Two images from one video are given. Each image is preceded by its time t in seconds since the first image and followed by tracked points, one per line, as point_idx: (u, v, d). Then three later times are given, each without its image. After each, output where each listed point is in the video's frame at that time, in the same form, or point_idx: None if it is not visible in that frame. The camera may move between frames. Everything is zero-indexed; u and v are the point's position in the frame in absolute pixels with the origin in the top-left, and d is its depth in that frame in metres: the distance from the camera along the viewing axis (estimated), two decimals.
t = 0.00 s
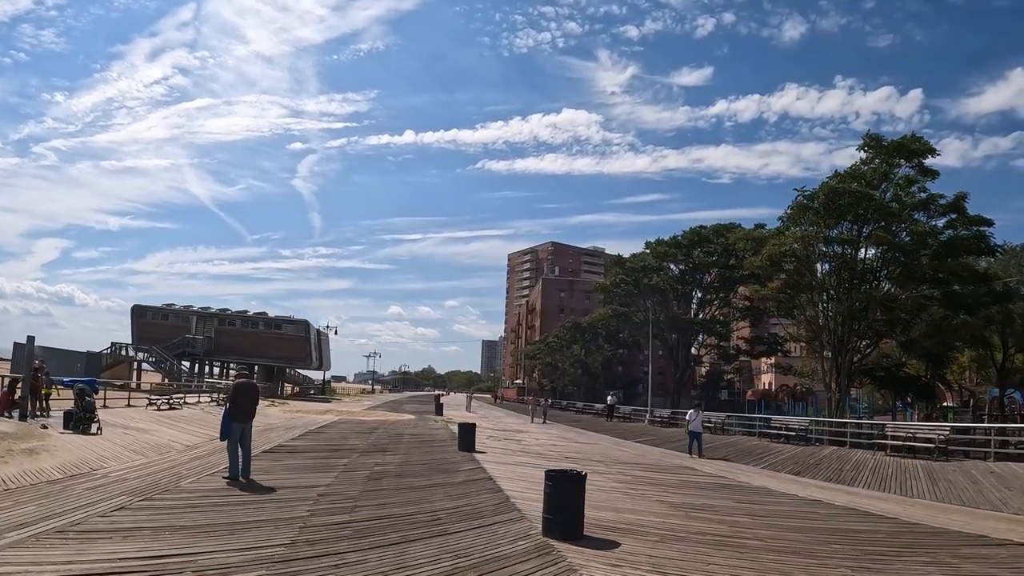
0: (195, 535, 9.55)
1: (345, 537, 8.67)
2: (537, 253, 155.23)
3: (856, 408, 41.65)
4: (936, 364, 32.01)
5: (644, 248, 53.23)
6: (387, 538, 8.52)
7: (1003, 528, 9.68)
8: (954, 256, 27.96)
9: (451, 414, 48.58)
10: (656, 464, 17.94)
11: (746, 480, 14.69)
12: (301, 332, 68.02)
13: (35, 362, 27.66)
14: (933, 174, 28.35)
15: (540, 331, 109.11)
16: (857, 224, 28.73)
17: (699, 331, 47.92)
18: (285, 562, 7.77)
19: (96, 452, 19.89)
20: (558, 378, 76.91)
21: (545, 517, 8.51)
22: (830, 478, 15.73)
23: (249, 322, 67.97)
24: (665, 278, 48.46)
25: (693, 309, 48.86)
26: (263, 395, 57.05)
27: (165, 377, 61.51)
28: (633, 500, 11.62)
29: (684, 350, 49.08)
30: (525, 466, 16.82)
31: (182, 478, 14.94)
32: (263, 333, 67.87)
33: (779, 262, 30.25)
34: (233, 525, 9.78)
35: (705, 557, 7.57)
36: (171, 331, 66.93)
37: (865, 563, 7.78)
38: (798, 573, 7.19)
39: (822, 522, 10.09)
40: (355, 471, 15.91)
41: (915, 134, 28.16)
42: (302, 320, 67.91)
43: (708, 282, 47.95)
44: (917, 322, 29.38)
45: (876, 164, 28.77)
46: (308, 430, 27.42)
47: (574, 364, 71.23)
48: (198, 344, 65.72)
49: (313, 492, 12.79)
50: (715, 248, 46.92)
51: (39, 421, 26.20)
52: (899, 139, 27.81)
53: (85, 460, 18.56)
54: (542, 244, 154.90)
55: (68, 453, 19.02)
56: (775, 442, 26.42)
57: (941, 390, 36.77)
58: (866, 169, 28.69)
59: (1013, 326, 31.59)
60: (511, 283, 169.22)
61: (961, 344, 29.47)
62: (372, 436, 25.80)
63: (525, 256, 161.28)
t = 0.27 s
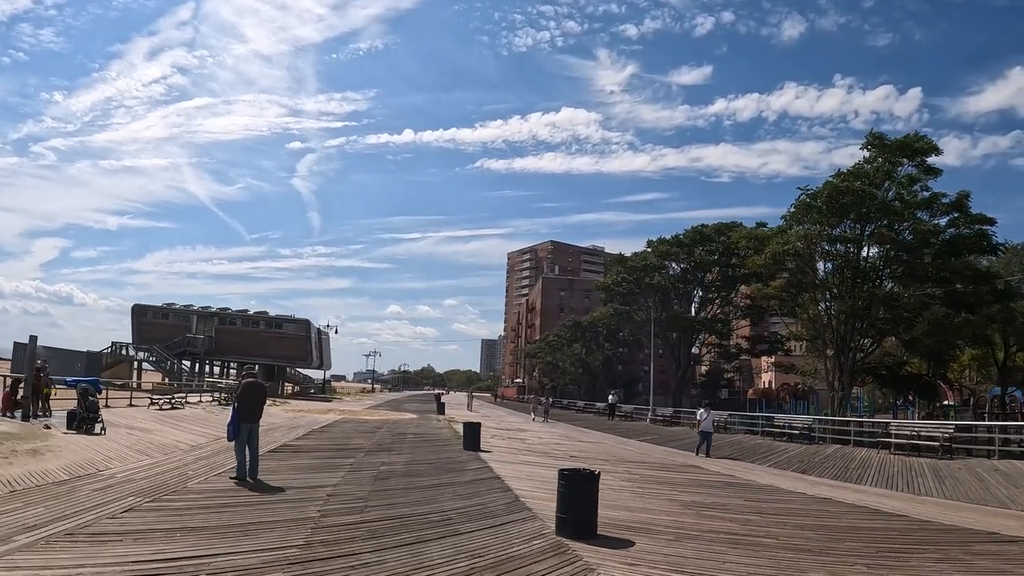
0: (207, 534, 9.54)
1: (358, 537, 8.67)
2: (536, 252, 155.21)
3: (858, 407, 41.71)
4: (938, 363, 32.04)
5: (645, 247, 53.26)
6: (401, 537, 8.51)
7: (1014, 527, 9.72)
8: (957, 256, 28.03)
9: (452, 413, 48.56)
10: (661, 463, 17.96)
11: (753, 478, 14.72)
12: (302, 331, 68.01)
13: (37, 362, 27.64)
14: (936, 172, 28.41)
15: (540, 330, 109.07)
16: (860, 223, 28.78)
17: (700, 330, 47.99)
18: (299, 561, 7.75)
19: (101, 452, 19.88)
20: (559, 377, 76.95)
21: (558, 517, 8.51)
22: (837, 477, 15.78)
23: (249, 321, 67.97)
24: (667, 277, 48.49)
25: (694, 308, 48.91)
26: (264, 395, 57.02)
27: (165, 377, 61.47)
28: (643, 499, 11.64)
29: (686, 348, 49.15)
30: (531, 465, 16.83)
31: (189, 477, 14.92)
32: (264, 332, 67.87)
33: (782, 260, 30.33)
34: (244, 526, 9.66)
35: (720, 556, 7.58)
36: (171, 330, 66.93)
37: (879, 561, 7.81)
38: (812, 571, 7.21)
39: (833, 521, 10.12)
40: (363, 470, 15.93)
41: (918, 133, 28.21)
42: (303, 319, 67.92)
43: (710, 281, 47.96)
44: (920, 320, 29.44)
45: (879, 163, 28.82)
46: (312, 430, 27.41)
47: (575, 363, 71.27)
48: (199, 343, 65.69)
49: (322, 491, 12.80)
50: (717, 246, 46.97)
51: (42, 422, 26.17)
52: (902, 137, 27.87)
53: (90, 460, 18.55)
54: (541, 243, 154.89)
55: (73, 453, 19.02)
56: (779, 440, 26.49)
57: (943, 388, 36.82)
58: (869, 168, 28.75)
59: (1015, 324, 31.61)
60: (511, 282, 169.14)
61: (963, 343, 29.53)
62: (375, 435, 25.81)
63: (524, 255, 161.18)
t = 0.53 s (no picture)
0: (218, 533, 9.49)
1: (371, 535, 8.63)
2: (535, 251, 155.18)
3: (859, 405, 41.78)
4: (940, 361, 32.10)
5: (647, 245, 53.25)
6: (414, 536, 8.48)
7: None
8: (960, 255, 28.07)
9: (453, 412, 48.54)
10: (667, 461, 17.97)
11: (761, 476, 14.73)
12: (303, 330, 67.94)
13: (39, 361, 27.56)
14: (939, 171, 28.46)
15: (539, 328, 109.04)
16: (863, 221, 28.82)
17: (702, 328, 48.04)
18: (313, 559, 7.71)
19: (105, 451, 19.81)
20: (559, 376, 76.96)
21: (572, 515, 8.50)
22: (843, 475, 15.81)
23: (250, 319, 67.91)
24: (668, 275, 48.53)
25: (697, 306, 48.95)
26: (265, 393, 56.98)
27: (165, 375, 61.37)
28: (653, 497, 11.64)
29: (688, 347, 49.19)
30: (537, 464, 16.84)
31: (195, 476, 14.88)
32: (264, 331, 67.80)
33: (786, 258, 30.37)
34: (257, 527, 9.51)
35: (737, 555, 7.57)
36: (172, 329, 66.88)
37: (894, 560, 7.81)
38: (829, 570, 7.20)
39: (844, 519, 10.13)
40: (370, 469, 15.93)
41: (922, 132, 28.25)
42: (303, 317, 67.86)
43: (712, 280, 47.95)
44: (923, 319, 29.47)
45: (883, 162, 28.84)
46: (314, 428, 27.40)
47: (575, 362, 71.27)
48: (199, 342, 65.63)
49: (331, 490, 12.77)
50: (720, 245, 47.00)
51: (44, 421, 26.09)
52: (906, 136, 27.90)
53: (95, 460, 18.49)
54: (541, 241, 154.98)
55: (77, 452, 18.96)
56: (782, 439, 26.51)
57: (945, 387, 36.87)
58: (873, 166, 28.79)
59: (1018, 323, 31.66)
60: (510, 280, 169.10)
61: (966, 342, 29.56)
62: (379, 434, 25.79)
63: (523, 253, 161.11)
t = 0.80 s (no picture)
0: (227, 535, 9.41)
1: (382, 538, 8.56)
2: (534, 249, 155.13)
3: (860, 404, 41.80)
4: (942, 359, 32.09)
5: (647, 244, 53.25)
6: (426, 539, 8.42)
7: None
8: (963, 254, 28.07)
9: (454, 411, 48.51)
10: (673, 460, 17.95)
11: (768, 476, 14.71)
12: (302, 329, 67.84)
13: (40, 361, 27.45)
14: (942, 170, 28.44)
15: (539, 327, 109.01)
16: (866, 220, 28.80)
17: (703, 327, 48.07)
18: (326, 561, 7.63)
19: (107, 453, 19.70)
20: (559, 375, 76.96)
21: (586, 517, 8.45)
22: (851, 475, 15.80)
23: (249, 318, 67.83)
24: (669, 273, 48.54)
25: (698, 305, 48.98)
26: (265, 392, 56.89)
27: (165, 375, 61.22)
28: (662, 498, 11.61)
29: (688, 346, 49.22)
30: (544, 463, 16.81)
31: (200, 478, 14.81)
32: (264, 330, 67.70)
33: (788, 257, 30.36)
34: (267, 530, 9.33)
35: (752, 556, 7.54)
36: (171, 328, 66.79)
37: (910, 560, 7.78)
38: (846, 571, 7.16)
39: (856, 519, 10.10)
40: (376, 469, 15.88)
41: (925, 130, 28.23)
42: (303, 316, 67.77)
43: (713, 278, 47.93)
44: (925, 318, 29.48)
45: (886, 161, 28.81)
46: (317, 428, 27.34)
47: (576, 360, 71.25)
48: (198, 341, 65.50)
49: (338, 492, 12.71)
50: (722, 243, 47.02)
51: (45, 422, 25.97)
52: (909, 135, 27.87)
53: (97, 461, 18.40)
54: (540, 240, 155.07)
55: (80, 454, 18.86)
56: (786, 438, 26.52)
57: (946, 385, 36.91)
58: (876, 165, 28.77)
59: (1019, 322, 31.65)
60: (509, 279, 169.05)
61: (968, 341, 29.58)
62: (382, 434, 25.74)
63: (522, 252, 161.01)
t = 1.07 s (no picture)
0: (235, 536, 9.36)
1: (391, 539, 8.53)
2: (532, 247, 155.16)
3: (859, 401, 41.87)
4: (942, 357, 32.18)
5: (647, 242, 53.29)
6: (434, 539, 8.38)
7: None
8: (962, 251, 28.13)
9: (453, 409, 48.49)
10: (676, 458, 17.97)
11: (773, 473, 14.72)
12: (301, 327, 67.79)
13: (39, 361, 27.35)
14: (942, 167, 28.46)
15: (537, 325, 109.02)
16: (866, 218, 28.84)
17: (703, 324, 48.17)
18: (336, 561, 7.60)
19: (108, 453, 19.60)
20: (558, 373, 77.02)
21: (596, 516, 8.44)
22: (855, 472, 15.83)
23: (248, 317, 67.82)
24: (668, 271, 48.58)
25: (698, 303, 49.08)
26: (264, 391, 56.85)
27: (163, 374, 61.12)
28: (669, 495, 11.62)
29: (688, 344, 49.37)
30: (547, 462, 16.81)
31: (204, 477, 14.76)
32: (263, 328, 67.66)
33: (789, 254, 30.40)
34: (275, 531, 9.25)
35: (764, 554, 7.54)
36: (169, 327, 66.74)
37: (921, 557, 7.78)
38: (860, 569, 7.16)
39: (864, 516, 10.11)
40: (380, 468, 15.88)
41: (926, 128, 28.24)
42: (302, 315, 67.73)
43: (713, 276, 47.96)
44: (926, 315, 29.57)
45: (886, 158, 28.82)
46: (318, 427, 27.31)
47: (575, 359, 71.30)
48: (197, 339, 65.45)
49: (342, 491, 12.70)
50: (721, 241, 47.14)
51: (45, 422, 25.87)
52: (909, 132, 27.90)
53: (99, 460, 18.33)
54: (538, 238, 155.15)
55: (81, 454, 18.80)
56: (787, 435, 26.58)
57: (945, 382, 36.99)
58: (876, 163, 28.79)
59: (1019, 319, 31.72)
60: (506, 277, 169.01)
61: (968, 338, 29.64)
62: (384, 433, 25.71)
63: (520, 250, 160.95)
